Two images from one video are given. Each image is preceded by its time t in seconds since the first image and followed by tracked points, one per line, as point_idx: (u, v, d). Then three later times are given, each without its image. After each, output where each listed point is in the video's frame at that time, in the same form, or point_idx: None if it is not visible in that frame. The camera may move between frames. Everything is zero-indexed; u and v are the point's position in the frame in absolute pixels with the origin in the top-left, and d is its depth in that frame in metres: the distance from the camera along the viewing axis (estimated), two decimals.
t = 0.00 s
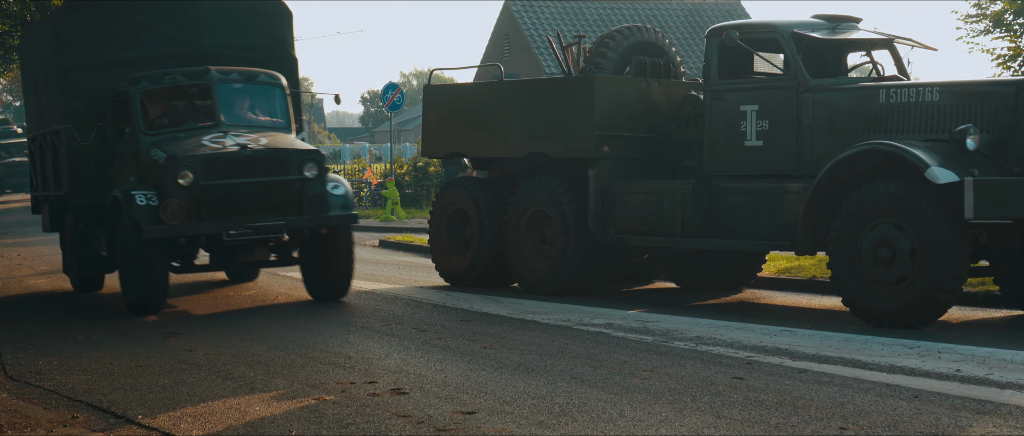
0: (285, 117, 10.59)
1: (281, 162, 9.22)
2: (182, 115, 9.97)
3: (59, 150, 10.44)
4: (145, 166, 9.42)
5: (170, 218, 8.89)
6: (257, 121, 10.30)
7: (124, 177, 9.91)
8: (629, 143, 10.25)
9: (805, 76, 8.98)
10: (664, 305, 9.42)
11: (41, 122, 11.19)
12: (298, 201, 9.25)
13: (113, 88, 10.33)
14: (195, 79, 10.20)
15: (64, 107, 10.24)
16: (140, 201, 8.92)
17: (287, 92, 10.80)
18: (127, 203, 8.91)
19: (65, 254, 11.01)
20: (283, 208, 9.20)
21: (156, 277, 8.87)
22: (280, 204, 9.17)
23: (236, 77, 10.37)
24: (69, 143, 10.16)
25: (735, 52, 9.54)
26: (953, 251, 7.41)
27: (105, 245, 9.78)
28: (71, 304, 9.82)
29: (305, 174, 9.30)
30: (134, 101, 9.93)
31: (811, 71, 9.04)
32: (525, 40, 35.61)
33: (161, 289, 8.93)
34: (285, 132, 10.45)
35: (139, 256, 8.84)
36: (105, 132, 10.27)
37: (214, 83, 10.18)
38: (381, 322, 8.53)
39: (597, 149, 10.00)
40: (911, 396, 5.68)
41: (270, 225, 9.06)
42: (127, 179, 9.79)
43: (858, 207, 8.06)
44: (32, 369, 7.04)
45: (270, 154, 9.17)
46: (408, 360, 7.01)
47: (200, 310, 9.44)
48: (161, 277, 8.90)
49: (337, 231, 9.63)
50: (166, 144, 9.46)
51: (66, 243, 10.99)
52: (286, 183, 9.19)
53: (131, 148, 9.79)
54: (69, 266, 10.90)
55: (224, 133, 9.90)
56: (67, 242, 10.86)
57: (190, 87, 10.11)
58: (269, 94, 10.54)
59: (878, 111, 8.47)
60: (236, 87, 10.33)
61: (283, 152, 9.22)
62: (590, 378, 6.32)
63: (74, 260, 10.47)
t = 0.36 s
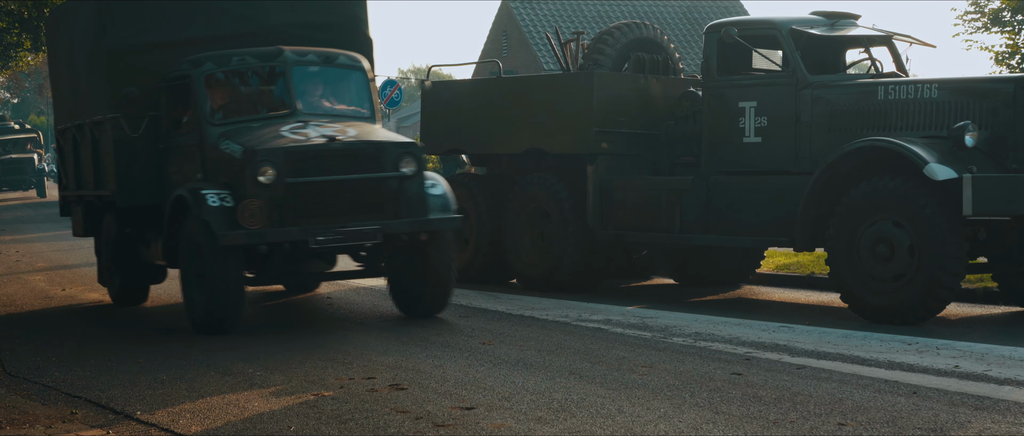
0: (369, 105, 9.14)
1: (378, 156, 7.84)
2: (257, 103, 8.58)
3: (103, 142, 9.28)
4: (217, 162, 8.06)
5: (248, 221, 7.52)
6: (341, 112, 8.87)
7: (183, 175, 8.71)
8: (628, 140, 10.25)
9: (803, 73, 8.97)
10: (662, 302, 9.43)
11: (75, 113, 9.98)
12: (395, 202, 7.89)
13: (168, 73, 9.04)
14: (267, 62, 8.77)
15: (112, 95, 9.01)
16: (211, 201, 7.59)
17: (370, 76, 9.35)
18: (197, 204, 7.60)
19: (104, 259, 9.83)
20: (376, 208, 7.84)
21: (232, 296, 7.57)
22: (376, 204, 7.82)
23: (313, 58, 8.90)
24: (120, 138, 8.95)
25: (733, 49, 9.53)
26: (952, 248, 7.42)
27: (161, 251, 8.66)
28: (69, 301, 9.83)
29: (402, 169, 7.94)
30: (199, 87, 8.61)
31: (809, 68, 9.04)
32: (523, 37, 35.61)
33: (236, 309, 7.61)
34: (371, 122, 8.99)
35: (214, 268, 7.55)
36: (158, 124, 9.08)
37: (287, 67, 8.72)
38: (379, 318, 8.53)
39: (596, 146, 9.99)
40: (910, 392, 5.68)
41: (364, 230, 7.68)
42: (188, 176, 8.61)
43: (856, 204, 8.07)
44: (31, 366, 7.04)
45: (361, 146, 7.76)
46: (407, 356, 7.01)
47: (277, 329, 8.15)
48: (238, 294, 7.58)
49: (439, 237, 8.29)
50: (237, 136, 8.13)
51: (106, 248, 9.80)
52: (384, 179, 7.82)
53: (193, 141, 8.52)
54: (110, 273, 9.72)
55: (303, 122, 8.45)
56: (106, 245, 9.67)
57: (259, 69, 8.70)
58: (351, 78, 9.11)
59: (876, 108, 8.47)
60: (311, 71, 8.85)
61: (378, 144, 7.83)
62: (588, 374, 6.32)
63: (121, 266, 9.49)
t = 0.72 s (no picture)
0: (489, 91, 7.52)
1: (513, 152, 6.50)
2: (360, 86, 6.91)
3: (164, 132, 7.79)
4: (320, 157, 6.58)
5: (367, 229, 6.10)
6: (460, 99, 7.27)
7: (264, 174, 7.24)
8: (625, 136, 10.26)
9: (800, 70, 9.00)
10: (659, 299, 9.43)
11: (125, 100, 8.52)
12: (541, 204, 6.58)
13: (247, 51, 7.49)
14: (374, 37, 7.08)
15: (182, 77, 7.45)
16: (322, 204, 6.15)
17: (488, 55, 7.70)
18: (304, 208, 6.14)
19: (164, 269, 8.38)
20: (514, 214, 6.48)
21: (344, 316, 6.13)
22: (514, 208, 6.47)
23: (426, 35, 7.25)
24: (189, 125, 7.30)
25: (731, 45, 9.51)
26: (949, 244, 7.44)
27: (243, 261, 7.28)
28: (65, 297, 9.81)
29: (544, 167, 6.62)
30: (294, 66, 6.97)
31: (807, 64, 9.06)
32: (519, 34, 35.60)
33: (353, 330, 6.20)
34: (493, 112, 7.37)
35: (326, 287, 6.12)
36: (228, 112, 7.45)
37: (396, 42, 7.07)
38: (375, 315, 8.53)
39: (593, 143, 9.99)
40: (906, 389, 5.68)
41: (502, 239, 6.30)
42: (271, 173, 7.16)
43: (853, 201, 8.07)
44: (27, 363, 7.02)
45: (498, 138, 6.41)
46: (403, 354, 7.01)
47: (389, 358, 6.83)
48: (354, 316, 6.15)
49: (585, 249, 6.83)
50: (345, 125, 6.54)
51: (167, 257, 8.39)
52: (523, 179, 6.49)
53: (282, 131, 6.98)
54: (170, 287, 8.34)
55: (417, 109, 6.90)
56: (172, 255, 8.21)
57: (363, 46, 7.02)
58: (466, 58, 7.47)
59: (873, 105, 8.48)
60: (425, 49, 7.22)
61: (516, 136, 6.49)
62: (585, 371, 6.32)
63: (185, 278, 8.07)
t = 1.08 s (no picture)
0: (670, 75, 6.30)
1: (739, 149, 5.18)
2: (525, 70, 5.66)
3: (264, 127, 6.63)
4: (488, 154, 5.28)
5: (564, 250, 4.82)
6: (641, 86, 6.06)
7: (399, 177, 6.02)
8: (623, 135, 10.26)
9: (799, 68, 8.99)
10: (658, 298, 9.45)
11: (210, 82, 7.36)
12: (766, 217, 5.19)
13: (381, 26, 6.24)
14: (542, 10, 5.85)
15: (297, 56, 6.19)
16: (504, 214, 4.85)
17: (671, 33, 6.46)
18: (480, 218, 4.86)
19: (258, 287, 7.24)
20: (740, 229, 5.13)
21: (533, 355, 4.78)
22: (738, 217, 5.12)
23: (599, 6, 6.04)
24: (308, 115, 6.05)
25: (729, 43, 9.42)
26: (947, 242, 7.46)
27: (373, 283, 6.09)
28: (63, 296, 9.81)
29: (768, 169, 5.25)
30: (446, 41, 5.67)
31: (804, 62, 9.03)
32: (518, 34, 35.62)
33: (541, 378, 4.82)
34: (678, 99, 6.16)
35: (508, 318, 4.83)
36: (351, 103, 6.20)
37: (568, 16, 5.86)
38: (373, 314, 8.55)
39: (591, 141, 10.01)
40: (904, 387, 5.68)
41: (726, 259, 4.92)
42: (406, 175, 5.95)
43: (852, 199, 8.07)
44: (24, 363, 7.02)
45: (717, 130, 5.12)
46: (401, 353, 7.02)
47: (546, 396, 5.60)
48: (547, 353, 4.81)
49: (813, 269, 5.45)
50: (525, 116, 5.27)
51: (262, 273, 7.24)
52: (752, 182, 5.14)
53: (429, 124, 5.73)
54: (264, 308, 7.24)
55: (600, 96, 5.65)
56: (267, 270, 7.16)
57: (531, 18, 5.80)
58: (645, 36, 6.26)
59: (872, 103, 8.50)
60: (600, 23, 6.00)
61: (736, 128, 5.18)
62: (583, 369, 6.32)
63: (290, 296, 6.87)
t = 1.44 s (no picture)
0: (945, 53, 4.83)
1: None
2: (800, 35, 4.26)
3: (423, 117, 5.22)
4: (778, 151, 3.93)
5: (918, 280, 3.49)
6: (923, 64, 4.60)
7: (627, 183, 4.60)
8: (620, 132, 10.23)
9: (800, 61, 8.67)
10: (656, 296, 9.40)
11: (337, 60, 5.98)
12: None
13: None
14: None
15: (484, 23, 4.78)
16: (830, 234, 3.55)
17: None
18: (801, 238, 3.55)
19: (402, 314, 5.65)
20: None
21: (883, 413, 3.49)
22: None
23: None
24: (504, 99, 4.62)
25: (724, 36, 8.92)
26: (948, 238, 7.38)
27: (584, 318, 4.55)
28: (61, 297, 9.79)
29: None
30: None
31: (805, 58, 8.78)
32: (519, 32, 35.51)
33: None
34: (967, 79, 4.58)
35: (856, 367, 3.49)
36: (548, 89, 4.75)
37: None
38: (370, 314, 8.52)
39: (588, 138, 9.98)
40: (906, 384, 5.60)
41: None
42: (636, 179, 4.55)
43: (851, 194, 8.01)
44: (21, 363, 7.00)
45: None
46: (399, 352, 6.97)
47: (546, 396, 5.53)
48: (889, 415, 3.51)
49: None
50: (825, 100, 3.89)
51: (410, 304, 5.58)
52: None
53: (663, 112, 4.41)
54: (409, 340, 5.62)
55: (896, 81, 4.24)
56: (413, 297, 5.57)
57: None
58: None
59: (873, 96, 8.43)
60: None
61: None
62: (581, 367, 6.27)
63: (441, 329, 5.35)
